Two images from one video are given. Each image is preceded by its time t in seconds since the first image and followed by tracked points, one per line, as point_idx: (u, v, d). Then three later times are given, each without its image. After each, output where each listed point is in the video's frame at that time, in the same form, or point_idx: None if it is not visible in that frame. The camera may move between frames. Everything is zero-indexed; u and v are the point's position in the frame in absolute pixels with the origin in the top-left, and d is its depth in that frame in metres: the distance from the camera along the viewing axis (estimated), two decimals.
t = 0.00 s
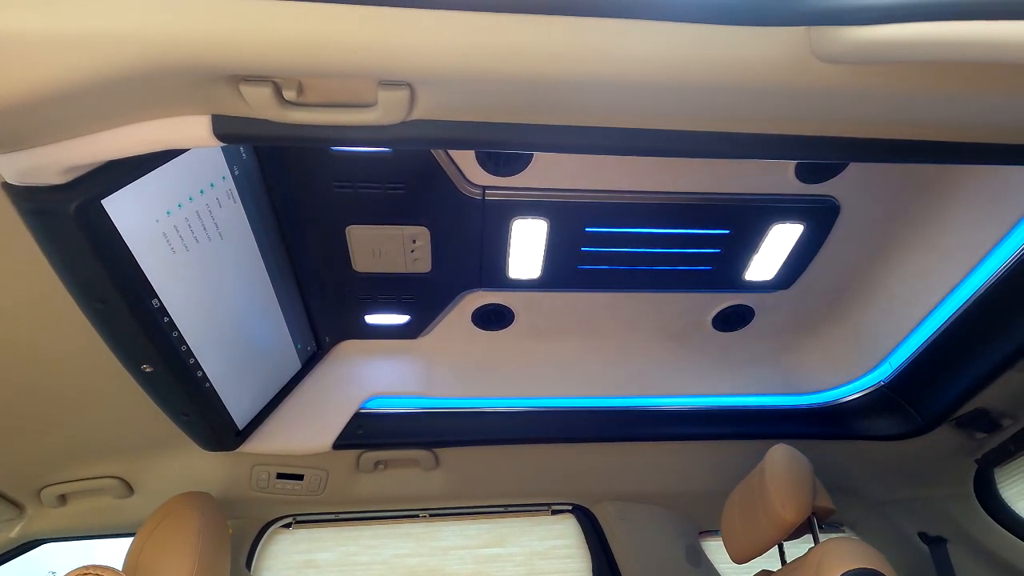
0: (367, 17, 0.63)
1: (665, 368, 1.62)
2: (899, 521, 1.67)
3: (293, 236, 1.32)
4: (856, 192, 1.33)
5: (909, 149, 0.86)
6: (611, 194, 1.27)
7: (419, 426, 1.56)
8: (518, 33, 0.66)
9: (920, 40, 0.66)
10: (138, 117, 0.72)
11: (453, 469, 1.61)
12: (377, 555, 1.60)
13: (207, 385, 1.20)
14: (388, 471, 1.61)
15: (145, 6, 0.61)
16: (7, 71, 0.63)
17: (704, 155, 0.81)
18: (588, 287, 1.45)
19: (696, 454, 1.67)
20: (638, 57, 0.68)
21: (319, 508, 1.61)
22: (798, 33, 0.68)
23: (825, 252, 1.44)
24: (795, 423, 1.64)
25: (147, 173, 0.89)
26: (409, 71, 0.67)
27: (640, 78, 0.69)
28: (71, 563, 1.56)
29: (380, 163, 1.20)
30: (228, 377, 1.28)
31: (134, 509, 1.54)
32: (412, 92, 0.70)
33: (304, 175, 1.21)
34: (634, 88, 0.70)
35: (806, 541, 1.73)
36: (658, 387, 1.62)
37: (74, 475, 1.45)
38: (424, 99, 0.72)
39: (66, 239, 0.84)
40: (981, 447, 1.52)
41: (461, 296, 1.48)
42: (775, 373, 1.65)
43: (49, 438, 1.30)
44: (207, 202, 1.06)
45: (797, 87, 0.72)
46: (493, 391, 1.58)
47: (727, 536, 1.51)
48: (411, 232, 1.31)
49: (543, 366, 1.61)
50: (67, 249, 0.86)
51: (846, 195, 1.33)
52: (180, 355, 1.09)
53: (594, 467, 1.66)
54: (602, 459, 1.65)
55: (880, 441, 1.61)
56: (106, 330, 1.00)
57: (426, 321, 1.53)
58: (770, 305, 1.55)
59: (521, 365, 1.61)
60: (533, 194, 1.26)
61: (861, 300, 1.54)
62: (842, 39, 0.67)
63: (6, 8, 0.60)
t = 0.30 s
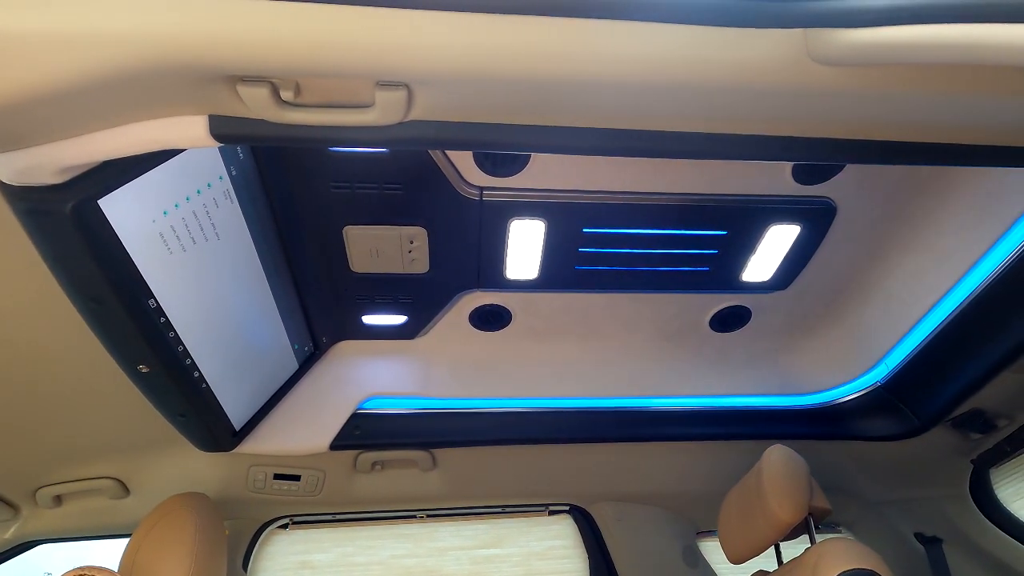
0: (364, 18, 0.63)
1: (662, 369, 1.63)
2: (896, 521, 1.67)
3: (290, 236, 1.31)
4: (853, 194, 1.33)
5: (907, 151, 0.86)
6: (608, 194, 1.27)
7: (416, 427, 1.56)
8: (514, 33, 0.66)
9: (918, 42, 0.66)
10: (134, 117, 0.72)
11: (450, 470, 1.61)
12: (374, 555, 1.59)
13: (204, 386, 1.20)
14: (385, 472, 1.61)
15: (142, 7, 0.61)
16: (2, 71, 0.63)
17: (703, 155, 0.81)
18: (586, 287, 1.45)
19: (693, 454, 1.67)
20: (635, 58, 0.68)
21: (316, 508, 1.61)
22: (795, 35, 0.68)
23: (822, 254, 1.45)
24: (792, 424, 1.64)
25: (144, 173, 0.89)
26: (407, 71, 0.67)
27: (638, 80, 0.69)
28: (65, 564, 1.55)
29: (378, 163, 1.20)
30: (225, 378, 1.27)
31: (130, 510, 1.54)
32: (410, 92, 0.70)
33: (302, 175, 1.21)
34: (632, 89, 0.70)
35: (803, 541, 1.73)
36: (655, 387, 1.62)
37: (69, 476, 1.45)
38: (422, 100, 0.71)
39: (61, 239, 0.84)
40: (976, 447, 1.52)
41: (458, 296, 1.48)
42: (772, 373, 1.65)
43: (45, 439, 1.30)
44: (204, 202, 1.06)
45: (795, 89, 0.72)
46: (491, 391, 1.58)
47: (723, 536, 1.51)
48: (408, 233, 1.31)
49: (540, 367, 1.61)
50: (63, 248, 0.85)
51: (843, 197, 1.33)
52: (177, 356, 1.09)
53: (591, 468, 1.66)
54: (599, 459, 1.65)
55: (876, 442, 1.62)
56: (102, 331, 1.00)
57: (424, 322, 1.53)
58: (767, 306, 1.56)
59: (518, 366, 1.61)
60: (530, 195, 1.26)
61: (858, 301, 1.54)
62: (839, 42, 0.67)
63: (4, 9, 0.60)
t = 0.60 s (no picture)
0: (362, 18, 0.63)
1: (660, 369, 1.62)
2: (893, 521, 1.67)
3: (288, 236, 1.31)
4: (850, 194, 1.33)
5: (904, 152, 0.86)
6: (607, 195, 1.27)
7: (414, 427, 1.56)
8: (513, 34, 0.66)
9: (916, 43, 0.67)
10: (132, 116, 0.71)
11: (448, 470, 1.61)
12: (371, 556, 1.59)
13: (202, 386, 1.20)
14: (383, 472, 1.60)
15: (139, 6, 0.61)
16: None
17: (701, 155, 0.81)
18: (584, 287, 1.45)
19: (691, 454, 1.67)
20: (634, 58, 0.68)
21: (313, 509, 1.61)
22: (794, 36, 0.69)
23: (820, 254, 1.45)
24: (789, 424, 1.64)
25: (140, 173, 0.89)
26: (406, 72, 0.67)
27: (636, 81, 0.69)
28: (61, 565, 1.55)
29: (376, 163, 1.19)
30: (221, 378, 1.27)
31: (127, 510, 1.53)
32: (409, 92, 0.70)
33: (299, 175, 1.20)
34: (631, 90, 0.70)
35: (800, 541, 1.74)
36: (653, 387, 1.61)
37: (66, 476, 1.44)
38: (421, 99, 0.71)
39: (58, 239, 0.84)
40: (973, 448, 1.52)
41: (457, 296, 1.48)
42: (770, 373, 1.65)
43: (42, 439, 1.30)
44: (202, 202, 1.06)
45: (793, 90, 0.72)
46: (489, 391, 1.58)
47: (721, 536, 1.51)
48: (407, 233, 1.31)
49: (538, 367, 1.61)
50: (60, 248, 0.85)
51: (840, 197, 1.34)
52: (174, 356, 1.09)
53: (589, 468, 1.66)
54: (597, 459, 1.65)
55: (872, 442, 1.62)
56: (100, 330, 1.00)
57: (422, 322, 1.52)
58: (765, 306, 1.56)
59: (516, 366, 1.60)
60: (528, 195, 1.26)
61: (856, 301, 1.55)
62: (838, 42, 0.67)
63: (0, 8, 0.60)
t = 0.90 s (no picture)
0: (360, 16, 0.63)
1: (659, 368, 1.62)
2: (890, 520, 1.67)
3: (286, 235, 1.31)
4: (848, 195, 1.33)
5: (903, 151, 0.86)
6: (605, 194, 1.27)
7: (412, 427, 1.56)
8: (512, 32, 0.66)
9: (915, 43, 0.66)
10: (129, 115, 0.71)
11: (446, 469, 1.61)
12: (369, 556, 1.59)
13: (199, 385, 1.19)
14: (381, 472, 1.60)
15: (134, 4, 0.61)
16: None
17: (700, 154, 0.81)
18: (582, 287, 1.45)
19: (689, 455, 1.67)
20: (632, 58, 0.68)
21: (311, 508, 1.61)
22: (793, 36, 0.68)
23: (818, 253, 1.45)
24: (786, 424, 1.64)
25: (137, 172, 0.88)
26: (405, 70, 0.67)
27: (634, 80, 0.69)
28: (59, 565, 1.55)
29: (374, 162, 1.19)
30: (219, 378, 1.26)
31: (124, 510, 1.53)
32: (407, 91, 0.70)
33: (297, 174, 1.20)
34: (630, 89, 0.70)
35: (797, 541, 1.74)
36: (652, 387, 1.61)
37: (63, 476, 1.44)
38: (419, 99, 0.71)
39: (55, 238, 0.84)
40: (969, 448, 1.53)
41: (455, 296, 1.47)
42: (768, 373, 1.65)
43: (38, 439, 1.29)
44: (200, 201, 1.06)
45: (792, 89, 0.72)
46: (487, 391, 1.57)
47: (718, 535, 1.51)
48: (404, 232, 1.31)
49: (536, 366, 1.61)
50: (57, 247, 0.85)
51: (837, 197, 1.34)
52: (171, 355, 1.09)
53: (587, 468, 1.66)
54: (595, 459, 1.65)
55: (869, 442, 1.62)
56: (96, 330, 0.99)
57: (421, 321, 1.52)
58: (762, 306, 1.56)
59: (514, 366, 1.60)
60: (526, 195, 1.26)
61: (854, 301, 1.55)
62: (836, 42, 0.67)
63: None
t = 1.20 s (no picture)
0: (359, 16, 0.63)
1: (657, 369, 1.62)
2: (887, 519, 1.66)
3: (284, 236, 1.31)
4: (847, 195, 1.34)
5: (901, 153, 0.86)
6: (604, 195, 1.27)
7: (411, 427, 1.56)
8: (510, 33, 0.66)
9: (913, 44, 0.67)
10: (128, 115, 0.71)
11: (444, 470, 1.61)
12: (368, 556, 1.59)
13: (197, 385, 1.19)
14: (379, 472, 1.61)
15: (134, 4, 0.61)
16: None
17: (699, 155, 0.81)
18: (581, 287, 1.45)
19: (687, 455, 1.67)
20: (631, 59, 0.68)
21: (309, 509, 1.60)
22: (790, 37, 0.69)
23: (816, 254, 1.45)
24: (783, 424, 1.65)
25: (136, 172, 0.88)
26: (403, 70, 0.66)
27: (633, 81, 0.69)
28: (56, 566, 1.55)
29: (373, 163, 1.19)
30: (217, 378, 1.26)
31: (122, 510, 1.53)
32: (405, 91, 0.70)
33: (296, 174, 1.20)
34: (629, 90, 0.70)
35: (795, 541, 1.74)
36: (650, 388, 1.61)
37: (60, 476, 1.44)
38: (417, 99, 0.71)
39: (53, 238, 0.84)
40: (966, 448, 1.53)
41: (454, 297, 1.47)
42: (766, 374, 1.66)
43: (36, 439, 1.29)
44: (198, 201, 1.06)
45: (790, 90, 0.72)
46: (486, 392, 1.57)
47: (717, 535, 1.51)
48: (403, 232, 1.31)
49: (535, 367, 1.61)
50: (55, 247, 0.85)
51: (835, 198, 1.34)
52: (170, 355, 1.09)
53: (585, 468, 1.66)
54: (593, 459, 1.65)
55: (867, 441, 1.62)
56: (95, 330, 0.99)
57: (419, 321, 1.52)
58: (761, 306, 1.56)
59: (513, 366, 1.60)
60: (524, 195, 1.26)
61: (851, 302, 1.55)
62: (833, 43, 0.67)
63: None
